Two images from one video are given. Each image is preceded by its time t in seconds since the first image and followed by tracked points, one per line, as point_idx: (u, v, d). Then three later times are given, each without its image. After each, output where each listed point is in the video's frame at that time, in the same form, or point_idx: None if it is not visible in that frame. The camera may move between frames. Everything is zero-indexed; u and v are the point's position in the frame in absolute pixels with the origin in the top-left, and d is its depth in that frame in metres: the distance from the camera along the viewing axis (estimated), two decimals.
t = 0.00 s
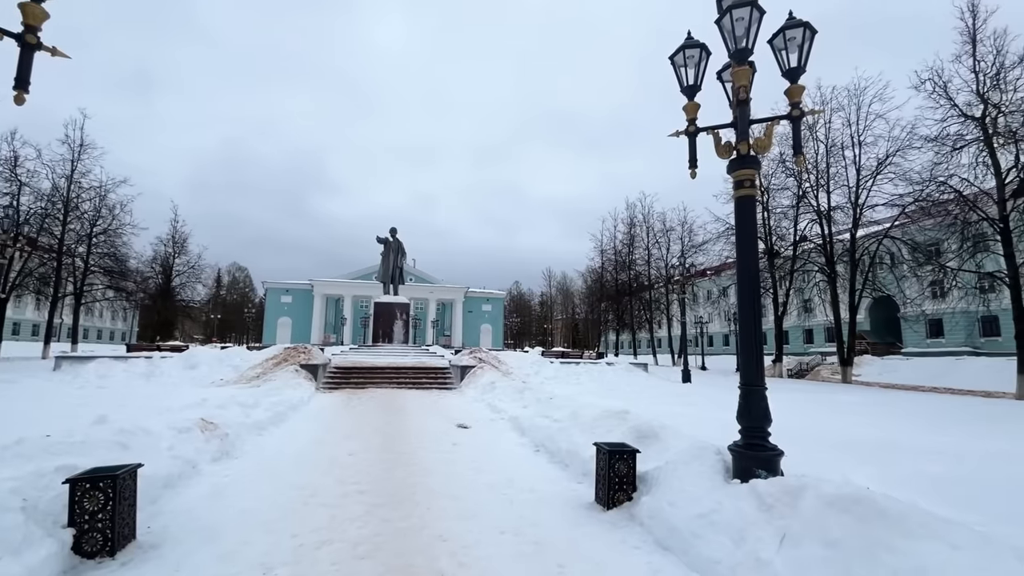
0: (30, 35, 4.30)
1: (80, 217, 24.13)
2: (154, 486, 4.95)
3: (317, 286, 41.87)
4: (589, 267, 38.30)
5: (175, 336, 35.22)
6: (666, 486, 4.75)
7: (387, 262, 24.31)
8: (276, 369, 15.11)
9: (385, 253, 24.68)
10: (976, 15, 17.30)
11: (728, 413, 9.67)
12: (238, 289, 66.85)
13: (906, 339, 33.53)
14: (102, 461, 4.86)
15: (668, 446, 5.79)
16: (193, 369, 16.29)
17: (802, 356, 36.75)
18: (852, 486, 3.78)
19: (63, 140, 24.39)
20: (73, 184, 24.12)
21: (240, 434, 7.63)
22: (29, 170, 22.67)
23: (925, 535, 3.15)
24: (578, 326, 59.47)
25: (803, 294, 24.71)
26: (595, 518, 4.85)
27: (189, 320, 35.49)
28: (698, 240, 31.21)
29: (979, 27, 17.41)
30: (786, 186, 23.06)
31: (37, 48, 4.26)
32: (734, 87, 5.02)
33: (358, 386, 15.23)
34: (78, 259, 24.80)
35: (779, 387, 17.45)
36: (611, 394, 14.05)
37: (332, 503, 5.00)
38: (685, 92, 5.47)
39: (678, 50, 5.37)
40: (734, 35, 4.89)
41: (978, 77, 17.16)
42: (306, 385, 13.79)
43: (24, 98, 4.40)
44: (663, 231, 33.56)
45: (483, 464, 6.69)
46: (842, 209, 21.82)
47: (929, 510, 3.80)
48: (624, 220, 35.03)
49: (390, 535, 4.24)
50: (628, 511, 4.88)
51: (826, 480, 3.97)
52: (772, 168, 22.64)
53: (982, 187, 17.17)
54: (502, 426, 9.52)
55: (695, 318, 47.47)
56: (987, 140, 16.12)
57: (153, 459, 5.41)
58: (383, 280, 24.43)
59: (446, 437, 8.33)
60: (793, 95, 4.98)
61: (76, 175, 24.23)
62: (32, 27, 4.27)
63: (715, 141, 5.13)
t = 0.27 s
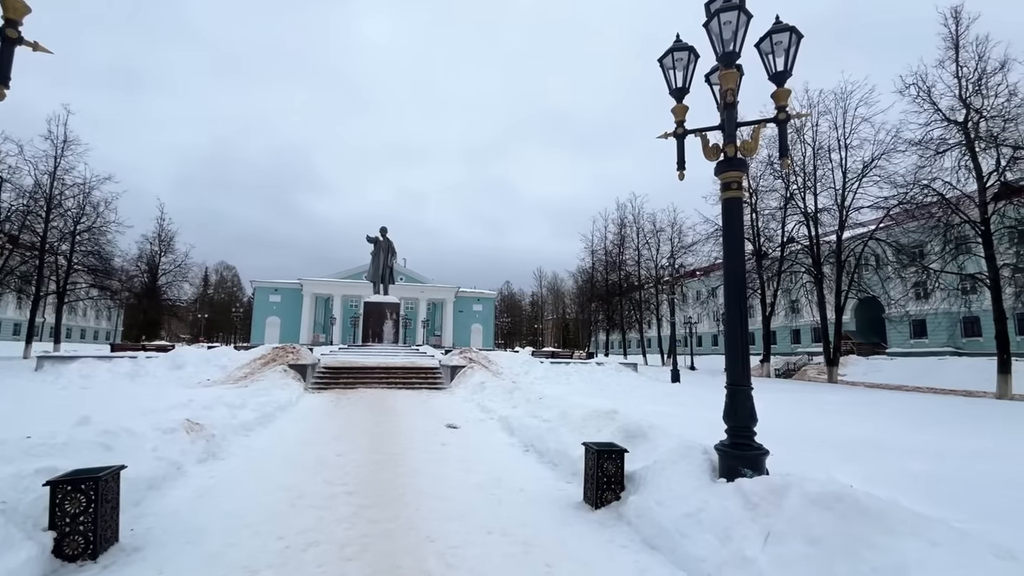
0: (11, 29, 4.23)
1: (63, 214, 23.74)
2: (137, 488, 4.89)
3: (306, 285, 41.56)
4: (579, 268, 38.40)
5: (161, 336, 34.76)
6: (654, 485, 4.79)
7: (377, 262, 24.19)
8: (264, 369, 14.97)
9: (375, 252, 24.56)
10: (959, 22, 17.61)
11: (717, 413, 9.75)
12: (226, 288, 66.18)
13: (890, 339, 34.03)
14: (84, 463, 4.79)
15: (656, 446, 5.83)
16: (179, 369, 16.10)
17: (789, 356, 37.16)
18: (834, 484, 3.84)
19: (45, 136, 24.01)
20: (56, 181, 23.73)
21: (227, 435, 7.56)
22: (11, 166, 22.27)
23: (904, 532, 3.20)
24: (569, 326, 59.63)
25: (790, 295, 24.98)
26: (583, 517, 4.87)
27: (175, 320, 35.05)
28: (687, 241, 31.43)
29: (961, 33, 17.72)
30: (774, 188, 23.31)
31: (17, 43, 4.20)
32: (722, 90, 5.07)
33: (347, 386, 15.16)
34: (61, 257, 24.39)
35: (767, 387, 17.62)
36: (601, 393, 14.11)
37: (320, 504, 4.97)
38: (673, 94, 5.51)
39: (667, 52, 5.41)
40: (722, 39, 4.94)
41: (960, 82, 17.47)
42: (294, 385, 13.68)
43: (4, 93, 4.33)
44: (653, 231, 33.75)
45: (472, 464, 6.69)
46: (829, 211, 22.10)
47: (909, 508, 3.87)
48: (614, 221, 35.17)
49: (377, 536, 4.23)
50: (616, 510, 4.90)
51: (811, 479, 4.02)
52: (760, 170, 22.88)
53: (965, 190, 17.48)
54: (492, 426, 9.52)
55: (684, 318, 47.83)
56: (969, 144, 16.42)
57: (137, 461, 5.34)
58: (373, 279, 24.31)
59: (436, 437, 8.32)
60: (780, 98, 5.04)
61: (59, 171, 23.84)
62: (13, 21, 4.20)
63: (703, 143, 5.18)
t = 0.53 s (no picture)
0: None
1: (47, 212, 23.40)
2: (121, 490, 4.84)
3: (296, 285, 41.29)
4: (571, 268, 38.50)
5: (147, 336, 34.34)
6: (641, 485, 4.82)
7: (368, 261, 24.08)
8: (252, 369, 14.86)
9: (366, 252, 24.45)
10: (944, 27, 17.89)
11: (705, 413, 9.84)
12: (215, 287, 65.53)
13: (876, 339, 34.48)
14: (66, 465, 4.73)
15: (644, 446, 5.87)
16: (165, 369, 15.93)
17: (778, 356, 37.53)
18: (817, 484, 3.89)
19: (29, 133, 23.68)
20: (40, 178, 23.39)
21: (214, 436, 7.50)
22: None
23: (884, 530, 3.26)
24: (560, 326, 59.75)
25: (779, 295, 25.23)
26: (571, 518, 4.90)
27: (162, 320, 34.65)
28: (678, 241, 31.64)
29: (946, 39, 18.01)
30: (763, 190, 23.56)
31: (0, 39, 4.16)
32: (709, 93, 5.11)
33: (337, 387, 15.09)
34: (45, 255, 24.02)
35: (755, 386, 17.79)
36: (591, 393, 14.17)
37: (307, 506, 4.95)
38: (662, 97, 5.55)
39: (656, 55, 5.45)
40: (710, 43, 4.98)
41: (945, 87, 17.75)
42: (283, 385, 13.59)
43: None
44: (644, 232, 33.92)
45: (461, 465, 6.69)
46: (817, 213, 22.35)
47: (890, 506, 3.93)
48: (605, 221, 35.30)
49: (365, 537, 4.22)
50: (604, 511, 4.93)
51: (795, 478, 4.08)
52: (750, 171, 23.13)
53: (949, 193, 17.76)
54: (482, 426, 9.53)
55: (674, 318, 48.13)
56: (953, 148, 16.69)
57: (121, 463, 5.28)
58: (363, 279, 24.20)
59: (425, 438, 8.31)
60: (766, 101, 5.09)
61: (43, 168, 23.51)
62: None
63: (690, 146, 5.22)
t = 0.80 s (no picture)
0: None
1: (32, 210, 23.09)
2: (105, 492, 4.78)
3: (286, 284, 40.99)
4: (562, 268, 38.57)
5: (134, 335, 33.94)
6: (630, 485, 4.85)
7: (359, 261, 23.96)
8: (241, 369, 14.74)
9: (357, 251, 24.32)
10: (929, 32, 18.15)
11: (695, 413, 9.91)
12: (204, 286, 64.90)
13: (863, 339, 34.90)
14: (48, 467, 4.67)
15: (633, 445, 5.90)
16: (153, 370, 15.75)
17: (766, 356, 37.89)
18: (802, 482, 3.93)
19: (14, 129, 23.37)
20: (24, 175, 23.08)
21: (201, 437, 7.43)
22: None
23: (866, 528, 3.31)
24: (552, 326, 59.86)
25: (768, 296, 25.44)
26: (561, 517, 4.91)
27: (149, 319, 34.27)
28: (669, 242, 31.81)
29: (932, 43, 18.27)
30: (753, 191, 23.76)
31: None
32: (697, 96, 5.15)
33: (327, 387, 15.00)
34: (29, 253, 23.67)
35: (744, 386, 17.92)
36: (582, 393, 14.21)
37: (295, 507, 4.92)
38: (651, 98, 5.58)
39: (645, 57, 5.49)
40: (698, 45, 5.02)
41: (930, 91, 18.01)
42: (272, 385, 13.50)
43: None
44: (635, 233, 34.06)
45: (451, 465, 6.68)
46: (806, 214, 22.56)
47: (873, 505, 3.98)
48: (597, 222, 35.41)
49: (353, 538, 4.20)
50: (593, 510, 4.95)
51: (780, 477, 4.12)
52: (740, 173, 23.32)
53: (934, 196, 18.02)
54: (472, 426, 9.53)
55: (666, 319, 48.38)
56: (938, 151, 16.94)
57: (106, 464, 5.22)
58: (354, 278, 24.09)
59: (415, 438, 8.29)
60: (754, 104, 5.14)
61: (27, 165, 23.20)
62: None
63: (679, 147, 5.26)
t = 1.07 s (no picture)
0: None
1: (16, 207, 22.73)
2: (88, 493, 4.72)
3: (276, 283, 40.69)
4: (554, 268, 38.61)
5: (121, 335, 33.51)
6: (618, 485, 4.87)
7: (350, 260, 23.83)
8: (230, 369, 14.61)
9: (348, 251, 24.19)
10: (916, 37, 18.40)
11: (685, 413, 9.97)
12: (192, 285, 64.23)
13: (851, 340, 35.28)
14: (30, 469, 4.61)
15: (622, 445, 5.93)
16: (139, 370, 15.57)
17: (756, 356, 38.20)
18: (787, 482, 3.97)
19: None
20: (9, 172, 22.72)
21: (188, 438, 7.36)
22: None
23: (848, 526, 3.35)
24: (544, 326, 59.93)
25: (758, 297, 25.62)
26: (550, 517, 4.92)
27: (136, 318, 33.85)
28: (661, 242, 31.95)
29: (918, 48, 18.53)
30: (744, 193, 23.92)
31: None
32: (686, 98, 5.18)
33: (317, 387, 14.92)
34: (13, 251, 23.30)
35: (733, 386, 18.04)
36: (573, 393, 14.24)
37: (282, 508, 4.89)
38: (640, 100, 5.62)
39: (634, 59, 5.52)
40: (687, 47, 5.06)
41: (917, 94, 18.25)
42: (261, 386, 13.39)
43: None
44: (627, 233, 34.16)
45: (440, 465, 6.67)
46: (795, 216, 22.77)
47: (857, 503, 4.03)
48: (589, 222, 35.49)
49: (341, 538, 4.20)
50: (581, 510, 4.97)
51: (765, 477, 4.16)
52: (730, 174, 23.48)
53: (920, 198, 18.27)
54: (463, 427, 9.51)
55: (657, 319, 48.58)
56: (924, 154, 17.16)
57: (90, 466, 5.16)
58: (345, 278, 23.96)
59: (405, 438, 8.27)
60: (742, 106, 5.18)
61: (12, 162, 22.85)
62: None
63: (668, 149, 5.29)
